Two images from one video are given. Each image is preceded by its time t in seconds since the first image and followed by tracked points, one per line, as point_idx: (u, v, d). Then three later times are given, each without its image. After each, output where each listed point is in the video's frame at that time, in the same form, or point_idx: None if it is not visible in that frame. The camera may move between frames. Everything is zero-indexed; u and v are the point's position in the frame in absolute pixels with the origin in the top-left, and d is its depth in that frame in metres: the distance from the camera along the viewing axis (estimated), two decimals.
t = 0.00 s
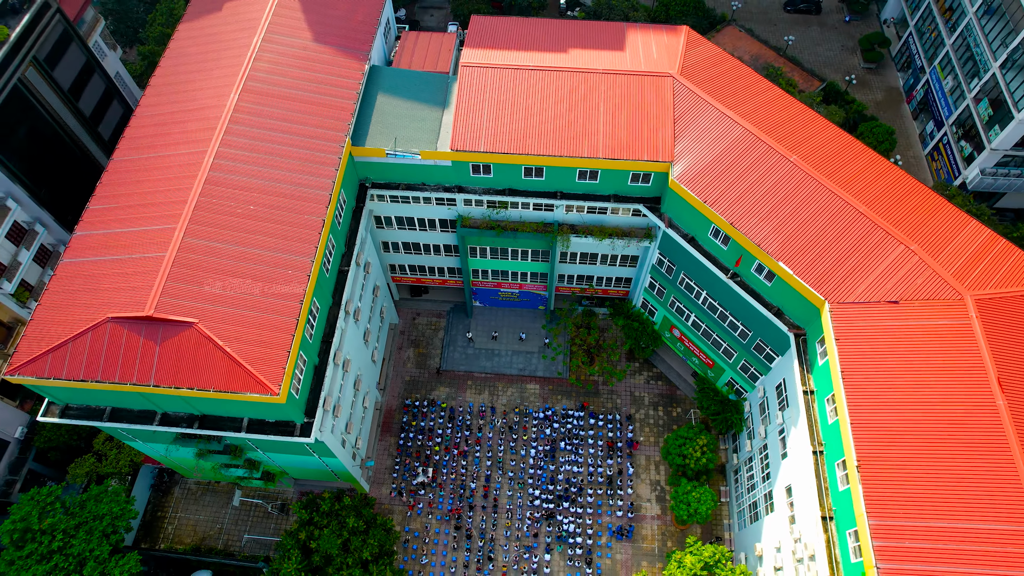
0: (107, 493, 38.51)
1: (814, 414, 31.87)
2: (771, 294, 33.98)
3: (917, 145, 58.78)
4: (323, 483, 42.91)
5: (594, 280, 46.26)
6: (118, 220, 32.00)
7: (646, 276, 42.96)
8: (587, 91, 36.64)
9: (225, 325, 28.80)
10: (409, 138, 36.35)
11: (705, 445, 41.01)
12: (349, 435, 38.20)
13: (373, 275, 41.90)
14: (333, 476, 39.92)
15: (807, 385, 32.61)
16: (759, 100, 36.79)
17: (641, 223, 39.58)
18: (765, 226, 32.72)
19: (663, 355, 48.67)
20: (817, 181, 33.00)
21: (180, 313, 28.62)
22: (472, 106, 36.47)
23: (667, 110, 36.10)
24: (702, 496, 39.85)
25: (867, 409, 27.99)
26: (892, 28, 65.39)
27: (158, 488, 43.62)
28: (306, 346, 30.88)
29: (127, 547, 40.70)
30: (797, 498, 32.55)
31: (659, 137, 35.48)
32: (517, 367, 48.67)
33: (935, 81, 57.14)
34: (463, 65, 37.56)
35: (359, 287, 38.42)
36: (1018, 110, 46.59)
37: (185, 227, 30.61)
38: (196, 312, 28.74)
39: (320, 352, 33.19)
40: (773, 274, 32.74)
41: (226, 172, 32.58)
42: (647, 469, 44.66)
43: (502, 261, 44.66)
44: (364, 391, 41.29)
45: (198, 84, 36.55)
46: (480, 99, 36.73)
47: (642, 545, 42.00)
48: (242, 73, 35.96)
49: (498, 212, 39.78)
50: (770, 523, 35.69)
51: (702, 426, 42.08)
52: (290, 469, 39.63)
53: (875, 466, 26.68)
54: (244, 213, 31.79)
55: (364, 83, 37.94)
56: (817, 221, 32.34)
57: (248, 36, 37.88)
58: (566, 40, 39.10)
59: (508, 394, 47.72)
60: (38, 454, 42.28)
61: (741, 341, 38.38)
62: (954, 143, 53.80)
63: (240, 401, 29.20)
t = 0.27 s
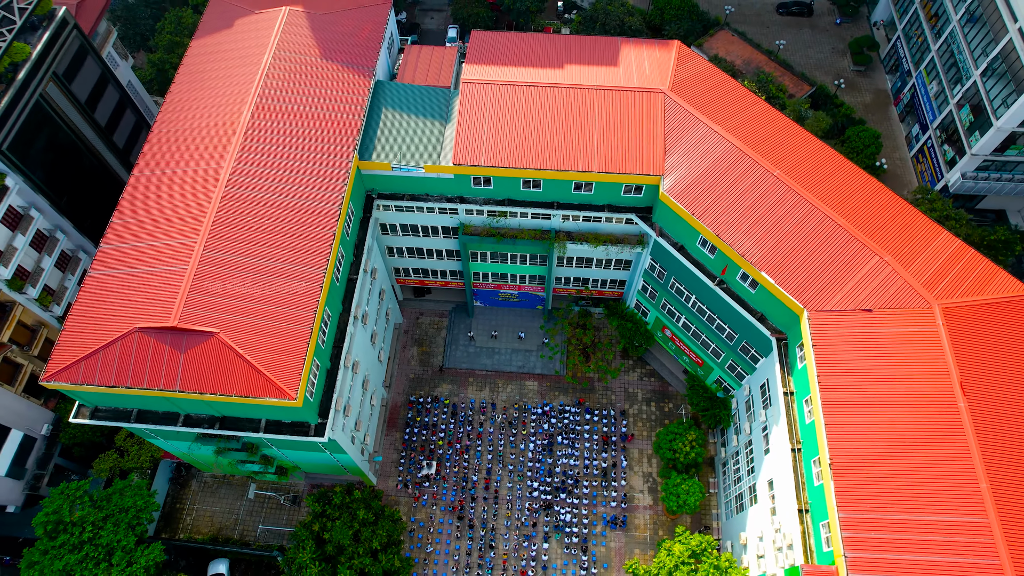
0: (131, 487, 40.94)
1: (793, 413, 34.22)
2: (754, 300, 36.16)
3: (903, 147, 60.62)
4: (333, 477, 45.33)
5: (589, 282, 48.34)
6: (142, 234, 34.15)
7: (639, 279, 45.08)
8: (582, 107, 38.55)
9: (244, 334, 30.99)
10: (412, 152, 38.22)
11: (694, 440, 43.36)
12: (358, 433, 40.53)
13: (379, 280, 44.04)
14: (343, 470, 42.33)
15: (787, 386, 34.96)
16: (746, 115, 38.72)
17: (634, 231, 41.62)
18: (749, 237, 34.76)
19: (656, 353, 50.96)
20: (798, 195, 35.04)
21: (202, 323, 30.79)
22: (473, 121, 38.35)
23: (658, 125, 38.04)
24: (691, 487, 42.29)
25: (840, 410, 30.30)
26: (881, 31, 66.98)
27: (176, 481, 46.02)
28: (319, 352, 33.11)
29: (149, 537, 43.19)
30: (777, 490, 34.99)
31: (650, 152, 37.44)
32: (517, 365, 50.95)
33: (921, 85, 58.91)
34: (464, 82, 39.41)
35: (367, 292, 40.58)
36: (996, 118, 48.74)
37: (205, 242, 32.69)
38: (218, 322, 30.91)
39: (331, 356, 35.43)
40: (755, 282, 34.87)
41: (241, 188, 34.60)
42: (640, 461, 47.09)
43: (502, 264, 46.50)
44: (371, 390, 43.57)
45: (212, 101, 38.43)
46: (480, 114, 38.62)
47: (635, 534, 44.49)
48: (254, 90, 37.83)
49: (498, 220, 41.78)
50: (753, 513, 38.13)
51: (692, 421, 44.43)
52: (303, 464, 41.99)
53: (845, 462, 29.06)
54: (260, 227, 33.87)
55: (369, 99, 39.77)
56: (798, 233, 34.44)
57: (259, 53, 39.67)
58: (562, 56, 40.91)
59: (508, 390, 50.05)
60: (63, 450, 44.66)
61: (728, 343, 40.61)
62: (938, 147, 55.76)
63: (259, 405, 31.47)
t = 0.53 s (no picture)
0: (153, 481, 43.52)
1: (774, 412, 36.72)
2: (739, 306, 38.51)
3: (889, 150, 62.67)
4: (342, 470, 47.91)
5: (586, 284, 50.56)
6: (164, 247, 36.45)
7: (633, 283, 47.39)
8: (578, 122, 40.66)
9: (263, 343, 33.36)
10: (416, 166, 40.33)
11: (683, 435, 45.89)
12: (366, 430, 43.03)
13: (385, 284, 46.35)
14: (353, 465, 44.90)
15: (769, 387, 37.43)
16: (732, 129, 40.84)
17: (627, 239, 43.84)
18: (734, 247, 36.99)
19: (649, 351, 53.39)
20: (780, 207, 37.27)
21: (224, 333, 33.15)
22: (473, 136, 40.44)
23: (649, 139, 40.17)
24: (680, 479, 44.88)
25: (815, 411, 32.76)
26: (870, 34, 68.75)
27: (194, 474, 48.58)
28: (332, 357, 35.51)
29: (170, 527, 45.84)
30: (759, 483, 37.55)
31: (642, 165, 39.60)
32: (516, 363, 53.38)
33: (906, 90, 60.86)
34: (465, 98, 41.44)
35: (374, 298, 42.91)
36: (974, 126, 50.76)
37: (224, 255, 34.96)
38: (238, 331, 33.27)
39: (342, 360, 37.83)
40: (739, 290, 37.22)
41: (257, 203, 36.81)
42: (633, 454, 49.68)
43: (502, 268, 48.62)
44: (378, 388, 46.01)
45: (226, 117, 40.47)
46: (481, 129, 40.68)
47: (628, 523, 47.17)
48: (266, 108, 39.86)
49: (498, 228, 44.00)
50: (738, 504, 40.71)
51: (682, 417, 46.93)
52: (315, 459, 44.54)
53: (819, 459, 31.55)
54: (275, 240, 36.13)
55: (375, 114, 41.82)
56: (779, 244, 36.72)
57: (270, 70, 41.62)
58: (559, 72, 42.92)
59: (508, 387, 52.53)
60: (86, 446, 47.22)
61: (715, 344, 43.01)
62: (921, 150, 57.84)
63: (277, 407, 33.93)
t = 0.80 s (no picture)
0: (172, 475, 46.02)
1: (758, 411, 39.07)
2: (726, 310, 40.78)
3: (877, 152, 64.57)
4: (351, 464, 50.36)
5: (582, 286, 52.67)
6: (183, 257, 38.63)
7: (627, 285, 49.60)
8: (574, 135, 42.65)
9: (278, 348, 35.60)
10: (420, 178, 42.36)
11: (675, 430, 48.26)
12: (375, 427, 45.51)
13: (391, 288, 48.57)
14: (361, 459, 47.32)
15: (753, 387, 39.74)
16: (721, 141, 42.85)
17: (622, 245, 45.99)
18: (721, 255, 39.11)
19: (643, 349, 55.71)
20: (765, 217, 39.37)
21: (242, 339, 35.39)
22: (474, 148, 42.41)
23: (642, 152, 42.17)
24: (671, 472, 47.29)
25: (795, 411, 35.08)
26: (860, 38, 70.48)
27: (209, 468, 51.03)
28: (343, 361, 37.83)
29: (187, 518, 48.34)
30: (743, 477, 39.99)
31: (635, 177, 41.63)
32: (516, 361, 55.67)
33: (894, 95, 62.76)
34: (466, 111, 43.37)
35: (381, 302, 45.18)
36: (956, 133, 52.78)
37: (240, 266, 37.10)
38: (255, 338, 35.51)
39: (352, 362, 40.15)
40: (726, 296, 39.41)
41: (270, 215, 38.92)
42: (627, 448, 52.09)
43: (502, 270, 50.69)
44: (385, 387, 48.35)
45: (238, 130, 42.42)
46: (481, 142, 42.65)
47: (622, 513, 49.68)
48: (276, 122, 41.79)
49: (497, 234, 46.12)
50: (725, 496, 43.15)
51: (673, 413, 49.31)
52: (325, 454, 46.94)
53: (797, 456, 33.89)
54: (288, 251, 38.30)
55: (380, 127, 43.76)
56: (765, 253, 38.87)
57: (279, 84, 43.50)
58: (556, 85, 44.81)
59: (508, 384, 54.90)
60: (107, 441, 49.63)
61: (704, 345, 45.28)
62: (907, 154, 59.85)
63: (293, 409, 36.26)
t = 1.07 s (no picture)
0: (189, 470, 48.51)
1: (744, 409, 41.44)
2: (714, 314, 43.06)
3: (865, 155, 66.54)
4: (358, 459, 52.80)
5: (579, 288, 54.86)
6: (201, 266, 40.84)
7: (621, 287, 51.86)
8: (570, 146, 44.69)
9: (292, 353, 37.89)
10: (424, 188, 44.41)
11: (666, 425, 50.65)
12: (381, 424, 47.89)
13: (396, 291, 50.82)
14: (368, 455, 49.77)
15: (739, 386, 42.13)
16: (711, 152, 44.90)
17: (616, 250, 48.20)
18: (709, 263, 41.27)
19: (637, 347, 58.12)
20: (752, 226, 41.52)
21: (257, 344, 37.65)
22: (475, 160, 44.43)
23: (635, 163, 44.23)
24: (663, 465, 49.71)
25: (776, 409, 37.42)
26: (851, 41, 72.25)
27: (222, 462, 53.45)
28: (352, 363, 40.13)
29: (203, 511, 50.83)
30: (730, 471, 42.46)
31: (628, 186, 43.72)
32: (515, 359, 58.01)
33: (881, 99, 64.66)
34: (467, 123, 45.35)
35: (387, 306, 47.42)
36: (939, 139, 54.69)
37: (254, 275, 39.30)
38: (270, 343, 37.78)
39: (360, 364, 42.44)
40: (713, 301, 41.64)
41: (282, 226, 41.07)
42: (622, 442, 54.54)
43: (502, 274, 52.91)
44: (390, 385, 50.73)
45: (249, 143, 44.46)
46: (482, 153, 44.67)
47: (616, 504, 52.18)
48: (286, 135, 43.81)
49: (498, 240, 48.32)
50: (713, 488, 45.61)
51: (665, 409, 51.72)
52: (334, 450, 49.35)
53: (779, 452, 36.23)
54: (299, 260, 40.49)
55: (385, 138, 45.75)
56: (751, 260, 41.03)
57: (288, 98, 45.45)
58: (553, 98, 46.78)
59: (507, 381, 57.27)
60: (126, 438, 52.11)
61: (694, 345, 47.61)
62: (893, 158, 61.84)
63: (306, 409, 38.60)
